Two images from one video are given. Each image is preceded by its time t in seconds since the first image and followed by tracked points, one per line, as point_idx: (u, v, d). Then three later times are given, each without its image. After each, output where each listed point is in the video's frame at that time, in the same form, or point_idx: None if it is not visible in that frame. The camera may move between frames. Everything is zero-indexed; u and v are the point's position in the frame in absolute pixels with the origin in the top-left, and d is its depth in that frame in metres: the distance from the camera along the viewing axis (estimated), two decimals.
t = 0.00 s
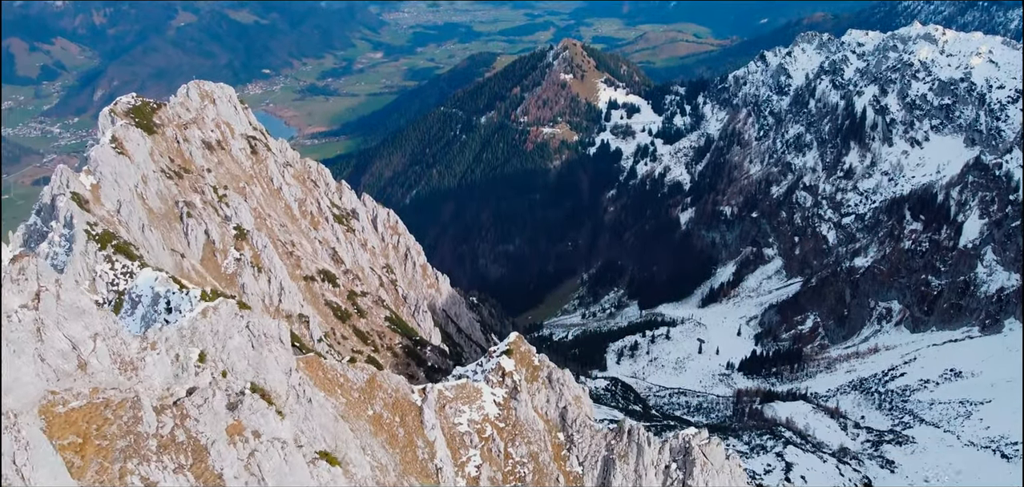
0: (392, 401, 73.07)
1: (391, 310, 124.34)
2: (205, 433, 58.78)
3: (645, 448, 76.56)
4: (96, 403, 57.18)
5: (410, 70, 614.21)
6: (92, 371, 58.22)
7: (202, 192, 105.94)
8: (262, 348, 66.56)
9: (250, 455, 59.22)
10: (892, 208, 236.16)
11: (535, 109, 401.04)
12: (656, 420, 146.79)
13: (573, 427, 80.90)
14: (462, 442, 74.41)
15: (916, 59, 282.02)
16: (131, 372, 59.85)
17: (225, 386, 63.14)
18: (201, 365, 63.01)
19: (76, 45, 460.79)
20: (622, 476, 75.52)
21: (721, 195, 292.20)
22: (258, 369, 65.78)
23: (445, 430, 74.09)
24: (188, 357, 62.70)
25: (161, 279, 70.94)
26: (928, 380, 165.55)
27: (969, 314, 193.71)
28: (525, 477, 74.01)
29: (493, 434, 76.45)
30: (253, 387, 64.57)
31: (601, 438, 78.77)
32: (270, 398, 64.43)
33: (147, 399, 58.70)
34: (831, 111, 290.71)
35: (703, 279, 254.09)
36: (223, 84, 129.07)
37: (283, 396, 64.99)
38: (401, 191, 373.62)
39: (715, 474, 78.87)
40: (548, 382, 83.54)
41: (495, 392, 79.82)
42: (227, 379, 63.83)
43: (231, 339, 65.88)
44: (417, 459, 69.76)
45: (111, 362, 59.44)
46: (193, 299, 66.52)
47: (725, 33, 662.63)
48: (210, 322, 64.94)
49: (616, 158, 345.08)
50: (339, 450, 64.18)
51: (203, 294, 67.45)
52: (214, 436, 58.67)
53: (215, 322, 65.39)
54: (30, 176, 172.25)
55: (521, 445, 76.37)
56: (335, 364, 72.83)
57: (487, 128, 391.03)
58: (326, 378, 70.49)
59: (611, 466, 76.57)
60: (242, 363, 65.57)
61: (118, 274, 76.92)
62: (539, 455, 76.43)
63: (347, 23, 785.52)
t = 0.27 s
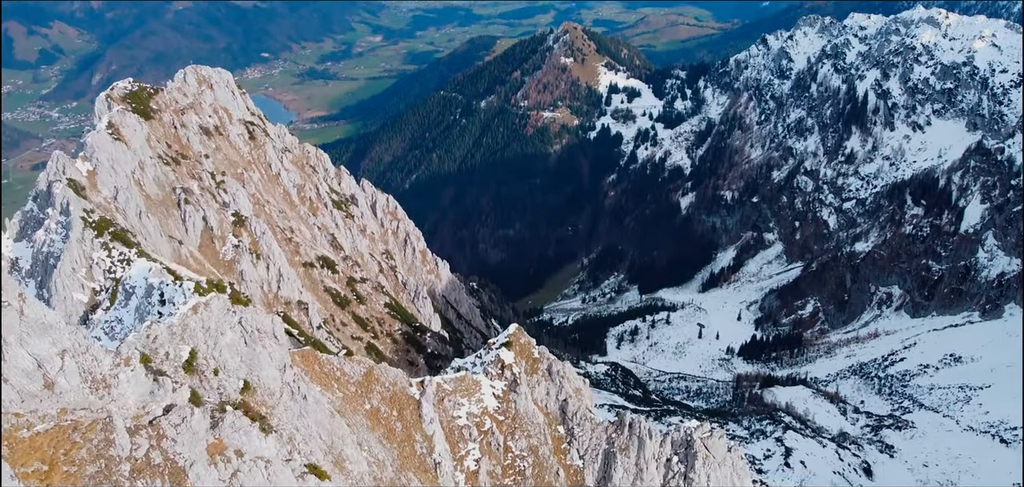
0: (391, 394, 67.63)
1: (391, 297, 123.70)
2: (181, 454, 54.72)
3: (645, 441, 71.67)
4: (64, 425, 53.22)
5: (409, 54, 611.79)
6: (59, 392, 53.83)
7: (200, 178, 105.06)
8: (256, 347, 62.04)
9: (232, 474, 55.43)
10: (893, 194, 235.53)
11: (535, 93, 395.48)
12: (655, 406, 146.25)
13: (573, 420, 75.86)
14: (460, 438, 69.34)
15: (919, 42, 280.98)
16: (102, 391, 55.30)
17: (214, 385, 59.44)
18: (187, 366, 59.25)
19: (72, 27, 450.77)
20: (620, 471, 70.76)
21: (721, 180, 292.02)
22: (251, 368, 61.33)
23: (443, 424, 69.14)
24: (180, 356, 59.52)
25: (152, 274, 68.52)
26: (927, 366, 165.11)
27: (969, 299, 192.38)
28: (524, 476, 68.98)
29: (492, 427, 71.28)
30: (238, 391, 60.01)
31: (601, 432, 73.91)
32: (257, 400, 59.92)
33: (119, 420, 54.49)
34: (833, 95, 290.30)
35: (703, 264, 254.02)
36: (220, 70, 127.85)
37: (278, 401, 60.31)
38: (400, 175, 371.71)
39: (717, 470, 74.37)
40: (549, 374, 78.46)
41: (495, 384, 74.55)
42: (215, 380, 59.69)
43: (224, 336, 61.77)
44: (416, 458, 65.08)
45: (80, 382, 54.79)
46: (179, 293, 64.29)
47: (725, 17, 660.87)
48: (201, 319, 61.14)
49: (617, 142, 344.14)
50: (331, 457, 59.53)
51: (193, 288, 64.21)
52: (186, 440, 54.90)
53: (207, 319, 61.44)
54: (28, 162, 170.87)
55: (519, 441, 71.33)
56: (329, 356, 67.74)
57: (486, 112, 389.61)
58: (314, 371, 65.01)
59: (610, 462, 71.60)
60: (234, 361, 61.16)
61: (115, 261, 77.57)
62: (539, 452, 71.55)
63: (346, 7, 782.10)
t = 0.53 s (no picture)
0: (388, 388, 63.12)
1: (391, 283, 123.15)
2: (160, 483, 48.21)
3: (646, 434, 67.51)
4: (28, 453, 46.13)
5: (409, 38, 609.94)
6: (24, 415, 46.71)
7: (198, 164, 104.03)
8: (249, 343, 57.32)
9: None
10: (894, 178, 234.75)
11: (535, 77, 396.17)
12: (655, 390, 145.62)
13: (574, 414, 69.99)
14: (459, 432, 64.69)
15: (922, 26, 280.49)
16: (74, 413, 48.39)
17: (206, 382, 55.03)
18: (177, 365, 54.71)
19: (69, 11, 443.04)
20: (622, 464, 66.18)
21: (722, 164, 291.21)
22: (245, 366, 56.65)
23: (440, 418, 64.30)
24: (169, 354, 55.07)
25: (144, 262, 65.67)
26: (927, 350, 164.76)
27: (969, 284, 191.61)
28: (525, 474, 64.07)
29: (491, 420, 66.14)
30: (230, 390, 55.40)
31: (602, 425, 68.53)
32: (250, 398, 55.41)
33: (90, 446, 47.71)
34: (834, 79, 289.29)
35: (704, 249, 252.82)
36: (217, 54, 126.62)
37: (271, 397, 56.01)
38: (400, 159, 370.06)
39: (722, 465, 69.82)
40: (547, 367, 72.09)
41: (494, 378, 68.82)
42: (205, 378, 55.29)
43: (215, 333, 56.79)
44: (413, 453, 60.68)
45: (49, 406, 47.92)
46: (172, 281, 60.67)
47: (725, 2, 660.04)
48: (192, 315, 56.40)
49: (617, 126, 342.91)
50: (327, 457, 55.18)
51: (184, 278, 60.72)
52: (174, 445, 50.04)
53: (199, 316, 56.63)
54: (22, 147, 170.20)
55: (518, 434, 66.07)
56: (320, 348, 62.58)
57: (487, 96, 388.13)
58: (309, 365, 60.63)
59: (613, 457, 66.51)
60: (225, 356, 56.46)
61: (112, 249, 76.91)
62: (539, 447, 66.05)
63: None
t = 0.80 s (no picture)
0: (386, 382, 60.30)
1: (390, 269, 122.44)
2: None
3: (648, 427, 63.84)
4: None
5: (408, 22, 607.78)
6: None
7: (195, 150, 103.11)
8: (238, 339, 54.89)
9: None
10: (895, 163, 233.80)
11: (535, 60, 397.12)
12: (654, 375, 144.98)
13: (574, 406, 67.00)
14: (458, 427, 62.18)
15: (925, 10, 279.37)
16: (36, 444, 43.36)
17: (195, 382, 52.44)
18: (167, 365, 52.16)
19: None
20: (622, 458, 62.69)
21: (723, 148, 290.18)
22: (237, 362, 54.44)
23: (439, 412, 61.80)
24: (158, 354, 52.40)
25: (138, 252, 63.57)
26: (927, 335, 164.18)
27: (969, 269, 191.59)
28: (525, 470, 61.29)
29: (491, 414, 63.51)
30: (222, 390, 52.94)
31: (603, 417, 65.56)
32: (241, 398, 52.97)
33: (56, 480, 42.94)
34: (836, 63, 287.46)
35: (704, 233, 251.56)
36: (215, 38, 125.55)
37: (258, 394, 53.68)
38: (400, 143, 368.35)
39: (724, 459, 66.55)
40: (550, 358, 69.01)
41: (494, 371, 66.05)
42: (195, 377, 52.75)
43: (207, 330, 54.71)
44: (410, 449, 57.98)
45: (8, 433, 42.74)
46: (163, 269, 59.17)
47: None
48: (183, 313, 54.29)
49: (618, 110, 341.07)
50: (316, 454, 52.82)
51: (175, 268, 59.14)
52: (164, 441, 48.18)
53: (190, 313, 54.55)
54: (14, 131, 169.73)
55: (520, 428, 63.35)
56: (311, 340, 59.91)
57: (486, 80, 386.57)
58: (303, 360, 57.80)
59: (613, 450, 63.25)
60: (215, 354, 54.18)
61: (109, 236, 76.57)
62: (541, 441, 63.31)
63: None
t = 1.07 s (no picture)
0: (382, 377, 57.53)
1: (390, 256, 121.72)
2: None
3: (650, 423, 62.65)
4: None
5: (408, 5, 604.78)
6: None
7: (192, 136, 102.12)
8: (229, 337, 51.94)
9: None
10: (897, 147, 232.59)
11: (535, 45, 394.33)
12: (655, 361, 144.62)
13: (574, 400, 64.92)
14: (457, 422, 59.50)
15: None
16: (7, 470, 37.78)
17: (185, 383, 49.63)
18: (156, 366, 49.43)
19: None
20: (623, 453, 61.32)
21: (724, 132, 288.95)
22: (229, 362, 51.39)
23: (438, 406, 58.96)
24: (147, 355, 49.71)
25: (132, 244, 61.31)
26: (927, 320, 163.84)
27: (970, 254, 190.17)
28: (525, 464, 59.25)
29: (490, 409, 60.87)
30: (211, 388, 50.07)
31: (604, 412, 63.71)
32: (233, 396, 50.17)
33: None
34: (838, 47, 285.28)
35: (704, 218, 251.39)
36: (212, 22, 124.30)
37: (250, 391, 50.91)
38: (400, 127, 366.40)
39: (727, 453, 64.85)
40: (549, 352, 66.59)
41: (493, 364, 63.25)
42: (184, 377, 49.81)
43: (197, 329, 51.83)
44: (409, 445, 55.61)
45: None
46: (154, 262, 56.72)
47: None
48: (172, 312, 51.60)
49: (619, 95, 341.34)
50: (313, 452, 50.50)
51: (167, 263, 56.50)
52: (153, 445, 46.13)
53: (180, 311, 51.83)
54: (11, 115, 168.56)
55: (518, 423, 61.04)
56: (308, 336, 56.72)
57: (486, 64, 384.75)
58: (298, 355, 54.77)
59: (615, 446, 61.80)
60: (204, 352, 51.08)
61: (106, 224, 75.88)
62: (540, 435, 61.17)
63: None
